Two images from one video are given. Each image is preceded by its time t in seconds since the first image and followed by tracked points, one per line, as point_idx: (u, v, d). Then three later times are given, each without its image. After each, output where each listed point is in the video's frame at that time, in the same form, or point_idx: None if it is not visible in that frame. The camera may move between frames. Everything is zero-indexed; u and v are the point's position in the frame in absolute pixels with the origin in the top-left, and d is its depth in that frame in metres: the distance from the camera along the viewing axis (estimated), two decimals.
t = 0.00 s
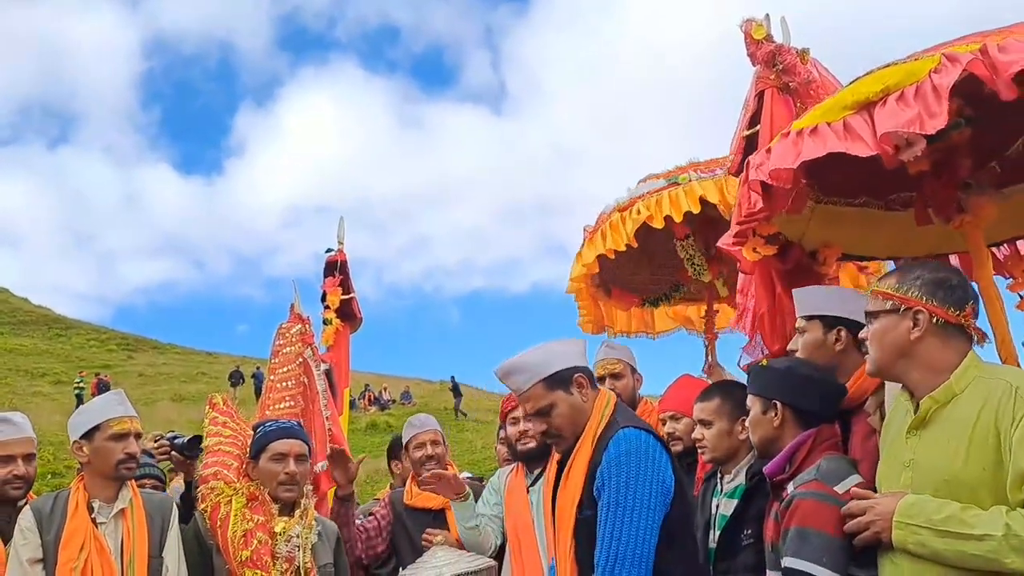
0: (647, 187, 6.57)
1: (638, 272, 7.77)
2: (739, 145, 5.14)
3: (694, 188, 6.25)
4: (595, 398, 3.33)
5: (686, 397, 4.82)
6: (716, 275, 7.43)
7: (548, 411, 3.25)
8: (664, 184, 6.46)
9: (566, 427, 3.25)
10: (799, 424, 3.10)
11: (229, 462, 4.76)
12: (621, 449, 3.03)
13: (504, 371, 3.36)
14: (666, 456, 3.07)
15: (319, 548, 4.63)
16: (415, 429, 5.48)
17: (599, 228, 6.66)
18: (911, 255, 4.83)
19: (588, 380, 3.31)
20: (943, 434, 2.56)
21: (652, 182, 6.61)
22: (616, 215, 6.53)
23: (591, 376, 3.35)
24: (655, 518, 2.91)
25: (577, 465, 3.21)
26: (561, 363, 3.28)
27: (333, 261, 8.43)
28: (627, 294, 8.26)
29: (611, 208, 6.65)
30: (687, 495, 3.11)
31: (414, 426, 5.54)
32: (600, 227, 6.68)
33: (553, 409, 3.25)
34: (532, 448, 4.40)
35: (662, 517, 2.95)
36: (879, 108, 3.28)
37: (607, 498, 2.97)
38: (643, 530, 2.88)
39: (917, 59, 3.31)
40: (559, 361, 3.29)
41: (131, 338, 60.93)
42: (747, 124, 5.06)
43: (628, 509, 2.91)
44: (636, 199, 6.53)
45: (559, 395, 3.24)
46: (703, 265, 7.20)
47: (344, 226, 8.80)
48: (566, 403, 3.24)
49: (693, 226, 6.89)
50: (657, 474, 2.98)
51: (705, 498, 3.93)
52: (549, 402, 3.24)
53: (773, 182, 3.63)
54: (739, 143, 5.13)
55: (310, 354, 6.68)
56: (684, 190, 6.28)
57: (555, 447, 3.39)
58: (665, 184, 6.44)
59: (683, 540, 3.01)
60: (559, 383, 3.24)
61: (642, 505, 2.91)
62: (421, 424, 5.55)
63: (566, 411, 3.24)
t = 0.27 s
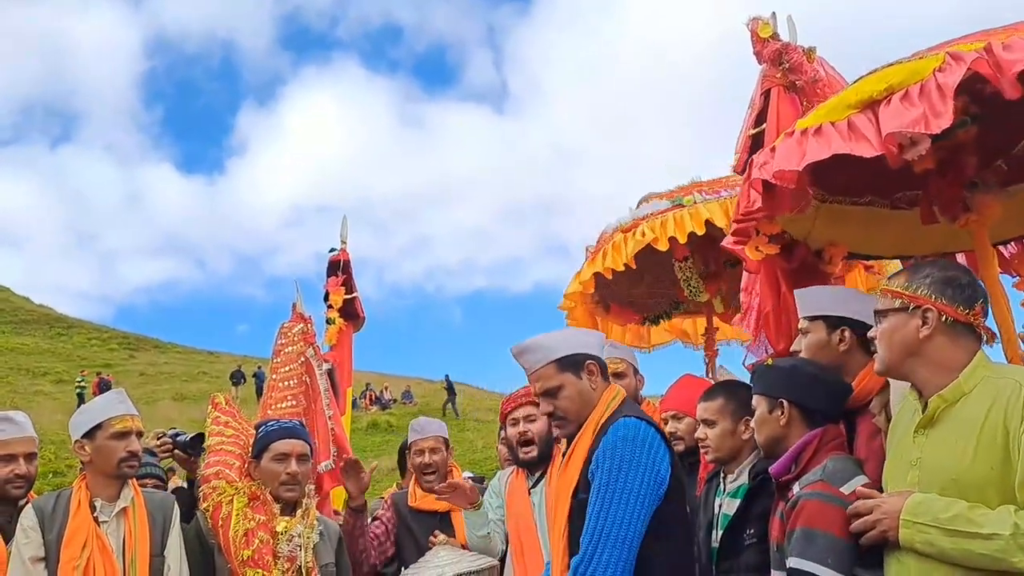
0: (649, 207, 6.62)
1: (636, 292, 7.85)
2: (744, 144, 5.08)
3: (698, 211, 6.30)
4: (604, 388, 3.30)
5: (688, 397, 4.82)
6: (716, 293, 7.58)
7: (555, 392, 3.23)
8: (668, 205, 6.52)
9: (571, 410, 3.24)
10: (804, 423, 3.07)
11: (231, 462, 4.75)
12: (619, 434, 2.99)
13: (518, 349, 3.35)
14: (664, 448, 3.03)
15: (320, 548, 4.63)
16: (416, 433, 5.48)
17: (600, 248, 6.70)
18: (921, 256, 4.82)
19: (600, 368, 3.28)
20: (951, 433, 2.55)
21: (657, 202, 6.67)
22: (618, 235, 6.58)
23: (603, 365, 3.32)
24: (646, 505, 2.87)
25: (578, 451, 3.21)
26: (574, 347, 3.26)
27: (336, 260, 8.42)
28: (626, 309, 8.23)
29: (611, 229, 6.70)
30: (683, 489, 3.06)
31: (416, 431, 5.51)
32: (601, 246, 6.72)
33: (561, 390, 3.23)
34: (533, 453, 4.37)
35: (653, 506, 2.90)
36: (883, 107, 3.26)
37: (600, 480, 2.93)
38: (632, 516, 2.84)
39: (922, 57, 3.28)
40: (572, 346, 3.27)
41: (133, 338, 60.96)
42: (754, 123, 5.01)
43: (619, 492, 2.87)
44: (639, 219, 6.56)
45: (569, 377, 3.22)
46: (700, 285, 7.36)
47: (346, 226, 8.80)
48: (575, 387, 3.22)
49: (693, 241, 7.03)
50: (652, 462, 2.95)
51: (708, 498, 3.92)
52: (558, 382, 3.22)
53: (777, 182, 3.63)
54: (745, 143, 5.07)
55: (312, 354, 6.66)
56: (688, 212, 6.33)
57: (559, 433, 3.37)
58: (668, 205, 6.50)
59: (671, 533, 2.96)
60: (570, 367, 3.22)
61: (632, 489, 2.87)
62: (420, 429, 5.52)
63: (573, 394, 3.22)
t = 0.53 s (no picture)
0: (650, 223, 6.77)
1: (633, 303, 8.11)
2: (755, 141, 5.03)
3: (700, 227, 6.48)
4: (614, 384, 3.29)
5: (691, 397, 4.81)
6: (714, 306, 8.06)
7: (565, 378, 3.23)
8: (669, 221, 6.68)
9: (579, 398, 3.23)
10: (810, 422, 3.06)
11: (234, 461, 4.73)
12: (618, 427, 2.99)
13: (535, 334, 3.37)
14: (665, 445, 3.02)
15: (321, 548, 4.64)
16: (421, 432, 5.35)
17: (600, 265, 6.82)
18: (928, 253, 4.83)
19: (613, 361, 3.29)
20: (956, 433, 2.54)
21: (657, 218, 6.82)
22: (619, 251, 6.72)
23: (615, 359, 3.32)
24: (641, 498, 2.85)
25: (582, 438, 3.19)
26: (587, 337, 3.28)
27: (339, 259, 8.42)
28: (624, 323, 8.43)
29: (611, 245, 6.83)
30: (682, 488, 3.03)
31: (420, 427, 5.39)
32: (602, 263, 6.84)
33: (570, 377, 3.23)
34: (533, 452, 4.37)
35: (649, 500, 2.88)
36: (896, 95, 3.24)
37: (596, 471, 2.92)
38: (625, 507, 2.82)
39: (935, 47, 3.27)
40: (587, 336, 3.28)
41: (134, 336, 61.00)
42: (765, 119, 4.98)
43: (614, 483, 2.86)
44: (639, 236, 6.70)
45: (581, 366, 3.23)
46: (702, 300, 7.86)
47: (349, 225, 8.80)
48: (586, 376, 3.22)
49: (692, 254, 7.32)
50: (650, 457, 2.93)
51: (710, 497, 3.92)
52: (570, 369, 3.23)
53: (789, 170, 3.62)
54: (755, 139, 5.02)
55: (315, 352, 6.66)
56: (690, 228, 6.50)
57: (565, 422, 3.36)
58: (670, 221, 6.66)
59: (668, 529, 2.93)
60: (582, 356, 3.23)
61: (627, 481, 2.86)
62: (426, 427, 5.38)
63: (583, 382, 3.22)
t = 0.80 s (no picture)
0: (650, 238, 6.86)
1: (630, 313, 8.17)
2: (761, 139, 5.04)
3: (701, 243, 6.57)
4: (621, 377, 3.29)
5: (692, 394, 4.91)
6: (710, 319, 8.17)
7: (572, 368, 3.23)
8: (669, 237, 6.75)
9: (585, 389, 3.23)
10: (812, 421, 3.05)
11: (234, 459, 4.73)
12: (622, 420, 2.98)
13: (544, 323, 3.37)
14: (668, 441, 3.01)
15: (322, 546, 4.62)
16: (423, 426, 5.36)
17: (600, 278, 6.84)
18: (937, 252, 4.80)
19: (622, 354, 3.29)
20: (959, 432, 2.54)
21: (657, 233, 6.92)
22: (617, 265, 6.77)
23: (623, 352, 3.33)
24: (642, 491, 2.84)
25: (584, 432, 3.16)
26: (596, 329, 3.29)
27: (341, 258, 8.42)
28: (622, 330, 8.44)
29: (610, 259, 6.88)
30: (683, 485, 3.03)
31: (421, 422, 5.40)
32: (601, 276, 6.87)
33: (579, 368, 3.23)
34: (533, 449, 4.44)
35: (650, 494, 2.87)
36: (904, 86, 3.26)
37: (598, 463, 2.91)
38: (627, 499, 2.81)
39: (944, 42, 3.30)
40: (596, 328, 3.29)
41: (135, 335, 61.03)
42: (771, 117, 5.00)
43: (616, 476, 2.85)
44: (638, 252, 6.77)
45: (589, 356, 3.23)
46: (700, 313, 8.01)
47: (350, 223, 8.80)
48: (593, 367, 3.22)
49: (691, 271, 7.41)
50: (653, 452, 2.93)
51: (711, 495, 3.90)
52: (578, 359, 3.23)
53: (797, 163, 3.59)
54: (761, 137, 5.03)
55: (317, 350, 6.66)
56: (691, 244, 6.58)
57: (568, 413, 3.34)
58: (670, 235, 6.75)
59: (667, 524, 2.92)
60: (591, 347, 3.24)
61: (629, 474, 2.85)
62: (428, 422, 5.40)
63: (591, 373, 3.22)
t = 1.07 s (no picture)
0: (651, 217, 6.88)
1: (629, 295, 8.17)
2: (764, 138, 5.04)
3: (701, 225, 6.61)
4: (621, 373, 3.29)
5: (691, 394, 4.94)
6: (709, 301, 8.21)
7: (575, 361, 3.23)
8: (670, 215, 6.76)
9: (586, 383, 3.22)
10: (813, 420, 3.05)
11: (236, 457, 4.73)
12: (626, 418, 2.98)
13: (547, 315, 3.37)
14: (671, 440, 3.02)
15: (324, 545, 4.61)
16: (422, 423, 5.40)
17: (600, 255, 6.84)
18: (942, 250, 4.74)
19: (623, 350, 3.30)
20: (961, 431, 2.53)
21: (658, 211, 6.94)
22: (618, 243, 6.77)
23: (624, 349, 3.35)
24: (646, 490, 2.84)
25: (583, 432, 3.16)
26: (600, 324, 3.29)
27: (342, 257, 8.42)
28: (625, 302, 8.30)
29: (611, 236, 6.89)
30: (685, 483, 3.04)
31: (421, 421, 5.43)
32: (601, 253, 6.87)
33: (581, 362, 3.22)
34: (533, 446, 4.44)
35: (654, 493, 2.87)
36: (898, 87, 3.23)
37: (602, 461, 2.91)
38: (632, 498, 2.81)
39: (940, 41, 3.25)
40: (600, 322, 3.30)
41: (137, 333, 61.07)
42: (775, 117, 4.97)
43: (621, 474, 2.84)
44: (638, 229, 6.80)
45: (592, 350, 3.23)
46: (698, 292, 8.01)
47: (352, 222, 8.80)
48: (596, 361, 3.22)
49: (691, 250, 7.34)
50: (657, 451, 2.93)
51: (712, 494, 3.88)
52: (581, 353, 3.22)
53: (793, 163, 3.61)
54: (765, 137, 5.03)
55: (318, 349, 6.66)
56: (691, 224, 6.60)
57: (566, 408, 3.34)
58: (670, 214, 6.76)
59: (670, 523, 2.92)
60: (594, 342, 3.24)
61: (633, 472, 2.85)
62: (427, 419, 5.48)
63: (593, 367, 3.22)
